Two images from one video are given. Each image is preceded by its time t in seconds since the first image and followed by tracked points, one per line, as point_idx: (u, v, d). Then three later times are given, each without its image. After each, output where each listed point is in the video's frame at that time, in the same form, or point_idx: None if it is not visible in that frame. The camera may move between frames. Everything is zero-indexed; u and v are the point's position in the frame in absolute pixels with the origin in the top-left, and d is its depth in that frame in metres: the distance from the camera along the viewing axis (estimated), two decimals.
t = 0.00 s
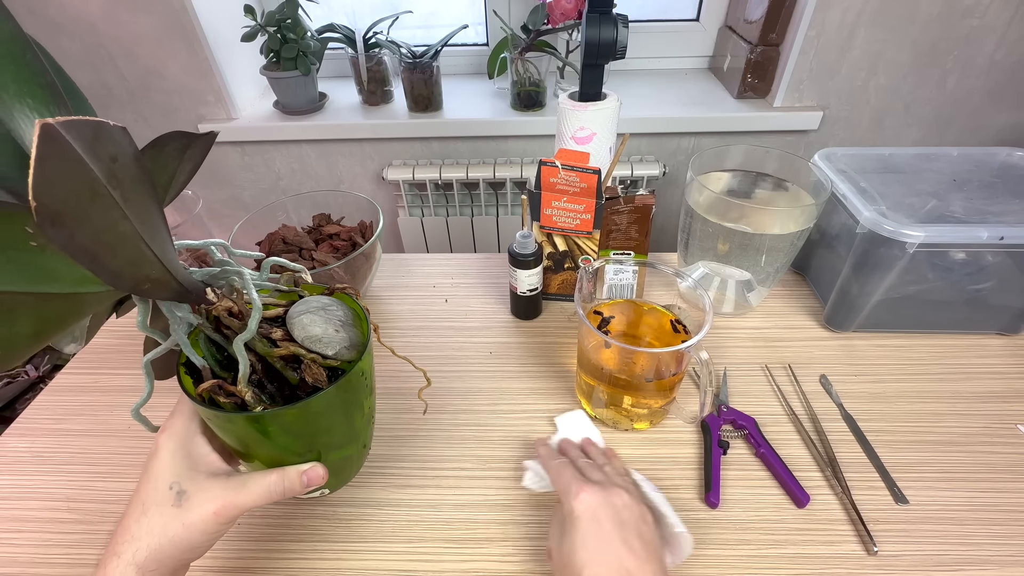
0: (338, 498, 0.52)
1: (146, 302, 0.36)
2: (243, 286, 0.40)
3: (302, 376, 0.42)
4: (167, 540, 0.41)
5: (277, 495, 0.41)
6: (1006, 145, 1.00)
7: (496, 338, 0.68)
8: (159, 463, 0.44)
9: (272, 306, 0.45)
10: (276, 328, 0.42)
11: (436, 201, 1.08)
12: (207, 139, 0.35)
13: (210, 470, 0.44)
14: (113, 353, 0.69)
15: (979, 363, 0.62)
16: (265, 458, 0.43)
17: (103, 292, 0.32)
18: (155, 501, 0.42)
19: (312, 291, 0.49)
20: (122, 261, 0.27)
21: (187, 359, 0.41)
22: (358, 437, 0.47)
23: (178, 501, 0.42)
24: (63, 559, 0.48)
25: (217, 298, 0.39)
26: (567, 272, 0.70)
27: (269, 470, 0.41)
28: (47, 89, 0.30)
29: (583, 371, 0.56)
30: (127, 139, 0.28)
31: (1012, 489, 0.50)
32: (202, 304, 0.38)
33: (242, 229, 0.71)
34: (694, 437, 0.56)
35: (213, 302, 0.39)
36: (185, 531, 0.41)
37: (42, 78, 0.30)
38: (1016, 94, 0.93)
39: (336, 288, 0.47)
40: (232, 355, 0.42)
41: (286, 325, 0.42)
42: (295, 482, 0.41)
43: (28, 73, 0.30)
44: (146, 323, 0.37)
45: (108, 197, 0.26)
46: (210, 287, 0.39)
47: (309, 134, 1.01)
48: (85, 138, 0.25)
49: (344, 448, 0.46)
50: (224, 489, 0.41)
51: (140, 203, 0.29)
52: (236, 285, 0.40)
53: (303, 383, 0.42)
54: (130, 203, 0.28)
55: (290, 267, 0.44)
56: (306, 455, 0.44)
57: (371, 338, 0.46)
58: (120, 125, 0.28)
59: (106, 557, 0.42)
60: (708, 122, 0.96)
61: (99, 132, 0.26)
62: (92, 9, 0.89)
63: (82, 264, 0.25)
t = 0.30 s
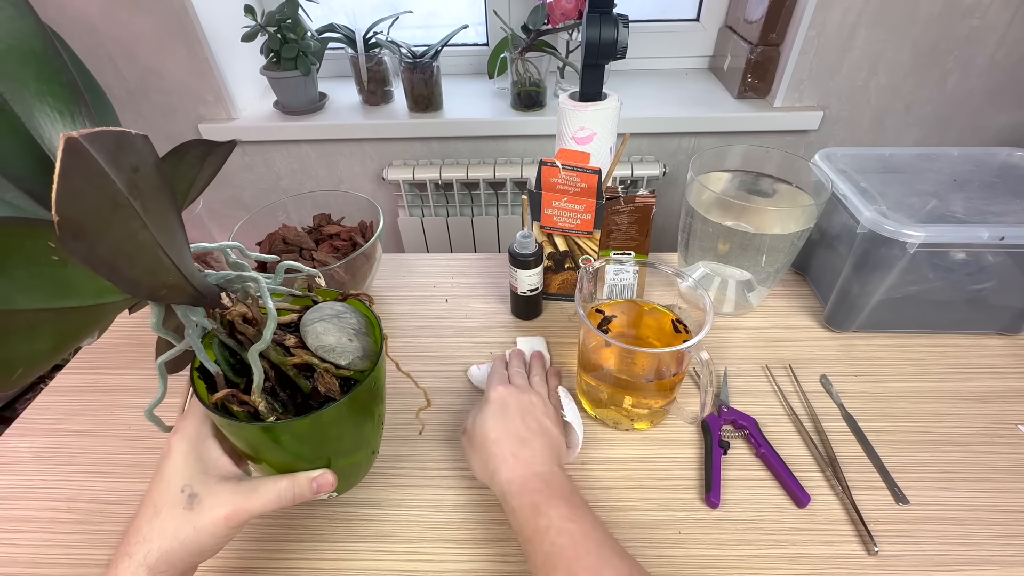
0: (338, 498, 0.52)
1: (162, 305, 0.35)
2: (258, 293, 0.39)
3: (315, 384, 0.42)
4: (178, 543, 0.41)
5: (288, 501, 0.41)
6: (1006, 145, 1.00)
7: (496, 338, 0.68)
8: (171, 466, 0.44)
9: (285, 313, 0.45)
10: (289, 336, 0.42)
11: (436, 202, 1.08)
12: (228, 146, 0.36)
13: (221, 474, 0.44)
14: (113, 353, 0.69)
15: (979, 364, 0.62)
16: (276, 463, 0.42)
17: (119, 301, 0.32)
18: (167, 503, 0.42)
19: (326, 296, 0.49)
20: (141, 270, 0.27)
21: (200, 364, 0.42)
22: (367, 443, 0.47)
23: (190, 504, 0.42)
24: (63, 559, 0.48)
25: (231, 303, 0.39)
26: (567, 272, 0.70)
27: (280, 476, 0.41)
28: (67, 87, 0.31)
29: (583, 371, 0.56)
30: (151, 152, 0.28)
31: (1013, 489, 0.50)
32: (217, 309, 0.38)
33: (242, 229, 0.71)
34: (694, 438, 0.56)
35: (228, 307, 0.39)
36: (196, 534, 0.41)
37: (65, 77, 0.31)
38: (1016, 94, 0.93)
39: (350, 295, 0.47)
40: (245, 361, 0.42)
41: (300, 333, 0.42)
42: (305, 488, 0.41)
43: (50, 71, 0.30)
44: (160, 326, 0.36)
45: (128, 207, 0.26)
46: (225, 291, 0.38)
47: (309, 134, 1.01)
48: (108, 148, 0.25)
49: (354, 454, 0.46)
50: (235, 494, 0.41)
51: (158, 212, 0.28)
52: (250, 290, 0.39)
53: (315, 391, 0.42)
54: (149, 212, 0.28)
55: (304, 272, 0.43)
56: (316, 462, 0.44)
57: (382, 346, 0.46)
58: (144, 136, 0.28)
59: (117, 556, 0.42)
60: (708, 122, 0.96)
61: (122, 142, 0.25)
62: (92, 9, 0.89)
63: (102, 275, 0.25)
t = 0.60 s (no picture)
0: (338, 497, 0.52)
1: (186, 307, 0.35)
2: (277, 298, 0.39)
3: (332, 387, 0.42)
4: (199, 542, 0.41)
5: (305, 503, 0.42)
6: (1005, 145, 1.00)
7: (496, 338, 0.68)
8: (192, 467, 0.44)
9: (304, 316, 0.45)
10: (308, 339, 0.42)
11: (436, 201, 1.08)
12: (248, 153, 0.36)
13: (241, 475, 0.44)
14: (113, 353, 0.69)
15: (979, 364, 0.62)
16: (294, 464, 0.43)
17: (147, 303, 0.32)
18: (187, 502, 0.42)
19: (344, 299, 0.49)
20: (165, 272, 0.28)
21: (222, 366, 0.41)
22: (383, 446, 0.47)
23: (210, 504, 0.42)
24: (63, 559, 0.48)
25: (252, 306, 0.38)
26: (567, 272, 0.70)
27: (298, 478, 0.42)
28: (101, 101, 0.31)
29: (583, 371, 0.56)
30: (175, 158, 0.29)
31: (1013, 489, 0.50)
32: (238, 313, 0.37)
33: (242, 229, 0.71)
34: (694, 438, 0.56)
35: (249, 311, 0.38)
36: (216, 535, 0.41)
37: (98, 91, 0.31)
38: (1016, 94, 0.93)
39: (366, 300, 0.46)
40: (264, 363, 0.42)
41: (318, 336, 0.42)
42: (322, 491, 0.42)
43: (84, 87, 0.31)
44: (185, 329, 0.36)
45: (154, 211, 0.26)
46: (246, 296, 0.38)
47: (309, 134, 1.01)
48: (134, 154, 0.25)
49: (370, 457, 0.46)
50: (255, 495, 0.42)
51: (183, 217, 0.29)
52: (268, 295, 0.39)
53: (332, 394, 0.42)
54: (174, 217, 0.28)
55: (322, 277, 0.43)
56: (333, 463, 0.44)
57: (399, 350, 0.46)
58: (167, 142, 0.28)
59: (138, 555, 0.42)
60: (708, 122, 0.96)
61: (148, 149, 0.26)
62: (92, 9, 0.89)
63: (128, 276, 0.26)
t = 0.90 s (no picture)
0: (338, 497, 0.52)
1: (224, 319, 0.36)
2: (312, 310, 0.40)
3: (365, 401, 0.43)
4: (235, 550, 0.41)
5: (333, 513, 0.43)
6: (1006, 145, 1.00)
7: (496, 338, 0.68)
8: (226, 475, 0.44)
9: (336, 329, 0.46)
10: (341, 352, 0.43)
11: (436, 201, 1.08)
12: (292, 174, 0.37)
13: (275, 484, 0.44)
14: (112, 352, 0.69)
15: (979, 364, 0.62)
16: (325, 475, 0.43)
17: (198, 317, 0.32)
18: (222, 510, 0.42)
19: (374, 312, 0.49)
20: (213, 289, 0.28)
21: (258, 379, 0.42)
22: (411, 458, 0.47)
23: (245, 513, 0.42)
24: (63, 560, 0.48)
25: (287, 319, 0.39)
26: (567, 272, 0.70)
27: (329, 489, 0.43)
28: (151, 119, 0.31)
29: (583, 371, 0.56)
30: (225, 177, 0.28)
31: (1013, 488, 0.50)
32: (274, 325, 0.38)
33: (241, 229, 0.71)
34: (694, 437, 0.56)
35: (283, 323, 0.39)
36: (250, 543, 0.41)
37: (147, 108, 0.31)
38: (1016, 95, 0.93)
39: (396, 313, 0.47)
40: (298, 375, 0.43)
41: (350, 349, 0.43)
42: (351, 501, 0.43)
43: (133, 104, 0.31)
44: (221, 338, 0.37)
45: (207, 231, 0.26)
46: (282, 309, 0.39)
47: (309, 134, 1.01)
48: (194, 177, 0.25)
49: (398, 470, 0.47)
50: (287, 504, 0.42)
51: (229, 234, 0.29)
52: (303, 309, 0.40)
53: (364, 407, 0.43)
54: (222, 235, 0.28)
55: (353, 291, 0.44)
56: (362, 475, 0.44)
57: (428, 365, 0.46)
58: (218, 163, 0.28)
59: (171, 559, 0.42)
60: (708, 122, 0.96)
61: (205, 172, 0.26)
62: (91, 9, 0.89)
63: (181, 295, 0.25)
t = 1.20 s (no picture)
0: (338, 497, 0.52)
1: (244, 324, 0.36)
2: (332, 317, 0.40)
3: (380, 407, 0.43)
4: (253, 551, 0.41)
5: (348, 517, 0.43)
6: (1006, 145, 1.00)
7: (496, 338, 0.68)
8: (242, 477, 0.44)
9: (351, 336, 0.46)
10: (356, 358, 0.43)
11: (436, 201, 1.08)
12: (313, 186, 0.39)
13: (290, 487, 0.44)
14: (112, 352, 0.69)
15: (978, 364, 0.62)
16: (340, 478, 0.44)
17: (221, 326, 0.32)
18: (239, 511, 0.43)
19: (387, 319, 0.49)
20: (237, 296, 0.28)
21: (277, 384, 0.43)
22: (423, 462, 0.47)
23: (262, 515, 0.42)
24: (63, 560, 0.48)
25: (305, 326, 0.40)
26: (567, 272, 0.70)
27: (343, 492, 0.43)
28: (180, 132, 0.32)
29: (583, 371, 0.56)
30: (254, 188, 0.28)
31: (1012, 488, 0.50)
32: (294, 331, 0.38)
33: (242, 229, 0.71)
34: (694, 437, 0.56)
35: (301, 329, 0.39)
36: (267, 544, 0.42)
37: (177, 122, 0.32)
38: (1016, 95, 0.93)
39: (409, 321, 0.47)
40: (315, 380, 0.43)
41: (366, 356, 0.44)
42: (364, 505, 0.43)
43: (164, 117, 0.31)
44: (241, 343, 0.37)
45: (236, 241, 0.26)
46: (299, 316, 0.38)
47: (308, 134, 1.01)
48: (227, 190, 0.25)
49: (411, 474, 0.47)
50: (302, 506, 0.43)
51: (256, 244, 0.29)
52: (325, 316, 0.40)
53: (380, 413, 0.43)
54: (250, 245, 0.28)
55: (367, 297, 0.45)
56: (376, 479, 0.44)
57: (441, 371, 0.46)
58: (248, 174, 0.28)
59: (188, 559, 0.43)
60: (707, 122, 0.96)
61: (236, 184, 0.26)
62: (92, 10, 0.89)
63: (209, 303, 0.25)
